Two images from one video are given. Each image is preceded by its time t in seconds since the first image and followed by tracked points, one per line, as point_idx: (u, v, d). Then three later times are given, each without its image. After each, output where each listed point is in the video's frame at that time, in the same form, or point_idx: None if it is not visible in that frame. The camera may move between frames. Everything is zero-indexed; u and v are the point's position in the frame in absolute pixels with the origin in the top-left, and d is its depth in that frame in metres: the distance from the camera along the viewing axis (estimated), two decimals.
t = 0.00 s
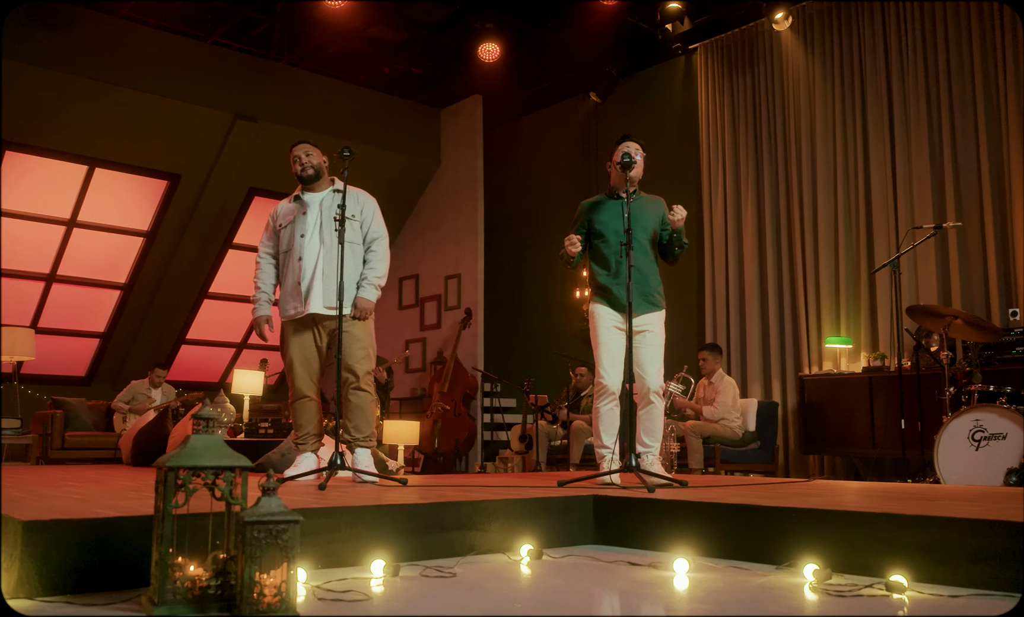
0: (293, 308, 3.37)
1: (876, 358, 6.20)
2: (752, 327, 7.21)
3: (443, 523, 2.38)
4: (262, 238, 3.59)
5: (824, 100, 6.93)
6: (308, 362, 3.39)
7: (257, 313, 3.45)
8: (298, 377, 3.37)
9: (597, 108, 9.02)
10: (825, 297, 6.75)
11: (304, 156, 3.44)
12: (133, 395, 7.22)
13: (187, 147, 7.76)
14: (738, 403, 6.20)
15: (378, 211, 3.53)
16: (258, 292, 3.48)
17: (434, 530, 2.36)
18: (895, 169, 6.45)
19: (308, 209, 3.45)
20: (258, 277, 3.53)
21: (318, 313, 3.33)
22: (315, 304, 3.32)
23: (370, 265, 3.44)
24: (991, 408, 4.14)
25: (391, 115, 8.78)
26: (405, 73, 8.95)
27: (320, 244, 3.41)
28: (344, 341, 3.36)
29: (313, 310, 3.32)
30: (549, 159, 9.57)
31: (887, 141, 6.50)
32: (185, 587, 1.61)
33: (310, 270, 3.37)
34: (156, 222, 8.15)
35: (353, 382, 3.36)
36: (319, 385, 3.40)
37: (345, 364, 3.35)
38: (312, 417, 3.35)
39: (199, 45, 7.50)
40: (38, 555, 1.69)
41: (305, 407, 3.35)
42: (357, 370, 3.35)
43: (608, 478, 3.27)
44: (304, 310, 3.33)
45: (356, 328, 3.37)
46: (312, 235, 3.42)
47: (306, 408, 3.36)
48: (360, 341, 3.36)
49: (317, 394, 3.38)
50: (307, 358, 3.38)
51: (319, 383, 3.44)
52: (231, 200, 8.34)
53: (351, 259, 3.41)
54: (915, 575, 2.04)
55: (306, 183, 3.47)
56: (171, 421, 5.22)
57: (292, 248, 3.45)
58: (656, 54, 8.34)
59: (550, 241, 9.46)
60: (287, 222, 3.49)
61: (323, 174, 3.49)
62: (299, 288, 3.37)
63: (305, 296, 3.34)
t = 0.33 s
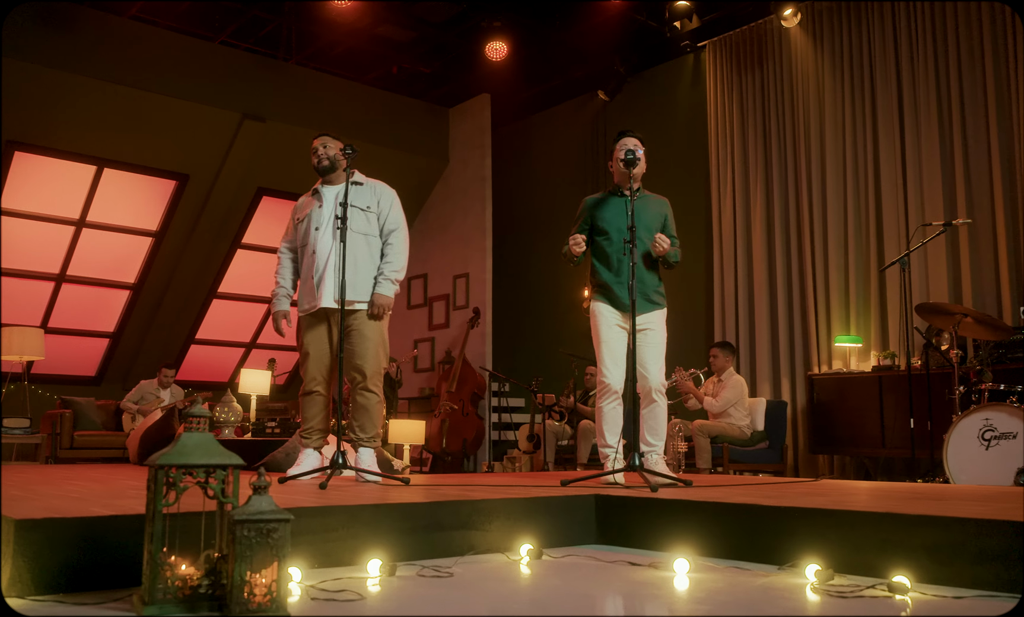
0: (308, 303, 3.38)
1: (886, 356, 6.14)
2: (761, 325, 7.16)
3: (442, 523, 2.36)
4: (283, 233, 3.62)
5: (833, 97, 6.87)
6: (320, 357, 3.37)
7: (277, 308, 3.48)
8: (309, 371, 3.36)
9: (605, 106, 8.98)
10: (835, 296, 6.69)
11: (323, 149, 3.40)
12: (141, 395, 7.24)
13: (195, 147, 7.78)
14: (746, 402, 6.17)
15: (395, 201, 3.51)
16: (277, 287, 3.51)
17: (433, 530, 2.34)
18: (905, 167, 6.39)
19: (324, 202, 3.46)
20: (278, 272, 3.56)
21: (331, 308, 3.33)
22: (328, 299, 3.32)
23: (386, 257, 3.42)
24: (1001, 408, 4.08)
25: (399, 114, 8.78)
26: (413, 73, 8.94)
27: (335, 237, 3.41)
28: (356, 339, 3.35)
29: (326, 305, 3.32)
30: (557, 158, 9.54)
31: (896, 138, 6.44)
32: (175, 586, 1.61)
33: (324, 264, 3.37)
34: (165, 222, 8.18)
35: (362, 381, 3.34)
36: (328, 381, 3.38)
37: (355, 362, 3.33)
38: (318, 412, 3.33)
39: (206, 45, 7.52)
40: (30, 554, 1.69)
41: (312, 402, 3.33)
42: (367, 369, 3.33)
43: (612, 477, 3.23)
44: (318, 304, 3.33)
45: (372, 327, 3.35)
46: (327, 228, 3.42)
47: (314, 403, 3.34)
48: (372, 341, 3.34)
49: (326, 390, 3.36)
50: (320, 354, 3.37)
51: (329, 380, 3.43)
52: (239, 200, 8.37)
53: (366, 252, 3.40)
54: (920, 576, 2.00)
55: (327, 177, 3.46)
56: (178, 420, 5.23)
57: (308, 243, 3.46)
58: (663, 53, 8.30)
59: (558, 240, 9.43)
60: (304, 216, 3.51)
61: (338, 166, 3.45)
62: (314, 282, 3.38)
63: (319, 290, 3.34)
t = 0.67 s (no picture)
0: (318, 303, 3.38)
1: (894, 355, 6.09)
2: (767, 325, 7.12)
3: (440, 522, 2.35)
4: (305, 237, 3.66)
5: (840, 96, 6.82)
6: (324, 358, 3.35)
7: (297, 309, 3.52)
8: (314, 372, 3.32)
9: (611, 105, 8.96)
10: (841, 294, 6.66)
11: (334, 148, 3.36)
12: (147, 394, 7.27)
13: (201, 146, 7.80)
14: (752, 401, 6.14)
15: (404, 196, 3.47)
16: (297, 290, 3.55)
17: (431, 528, 2.33)
18: (912, 165, 6.34)
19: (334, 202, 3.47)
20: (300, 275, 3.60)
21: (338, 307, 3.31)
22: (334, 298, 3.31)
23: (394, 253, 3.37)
24: (1008, 407, 4.05)
25: (405, 113, 8.77)
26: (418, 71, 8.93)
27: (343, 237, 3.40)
28: (362, 339, 3.34)
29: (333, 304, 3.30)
30: (563, 157, 9.52)
31: (903, 136, 6.40)
32: (167, 584, 1.60)
33: (331, 264, 3.36)
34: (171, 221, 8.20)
35: (367, 382, 3.31)
36: (333, 382, 3.36)
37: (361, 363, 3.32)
38: (324, 412, 3.31)
39: (211, 44, 7.52)
40: (23, 551, 1.68)
41: (317, 402, 3.31)
42: (372, 370, 3.30)
43: (614, 477, 3.21)
44: (326, 304, 3.33)
45: (391, 326, 3.38)
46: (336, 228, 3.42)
47: (322, 402, 3.31)
48: (377, 342, 3.33)
49: (331, 391, 3.34)
50: (325, 355, 3.34)
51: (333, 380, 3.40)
52: (245, 199, 8.38)
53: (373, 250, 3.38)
54: (921, 575, 1.98)
55: (337, 177, 3.45)
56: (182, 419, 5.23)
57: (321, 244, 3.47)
58: (669, 51, 8.27)
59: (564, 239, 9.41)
60: (318, 218, 3.53)
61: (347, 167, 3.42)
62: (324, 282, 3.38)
63: (327, 291, 3.33)
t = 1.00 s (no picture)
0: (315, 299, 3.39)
1: (894, 355, 6.07)
2: (768, 325, 7.11)
3: (436, 521, 2.34)
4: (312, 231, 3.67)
5: (841, 95, 6.81)
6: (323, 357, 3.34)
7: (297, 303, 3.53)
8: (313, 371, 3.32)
9: (611, 103, 8.95)
10: (842, 293, 6.64)
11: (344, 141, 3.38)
12: (147, 393, 7.28)
13: (201, 145, 7.80)
14: (751, 400, 6.13)
15: (406, 194, 3.44)
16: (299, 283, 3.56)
17: (427, 527, 2.32)
18: (912, 164, 6.33)
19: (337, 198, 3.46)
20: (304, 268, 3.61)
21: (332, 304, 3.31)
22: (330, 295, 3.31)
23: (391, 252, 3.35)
24: (1008, 406, 4.03)
25: (405, 112, 8.75)
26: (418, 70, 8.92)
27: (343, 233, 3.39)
28: (360, 339, 3.33)
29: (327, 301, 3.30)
30: (563, 156, 9.51)
31: (903, 135, 6.39)
32: (158, 583, 1.60)
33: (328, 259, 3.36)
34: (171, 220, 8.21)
35: (365, 381, 3.31)
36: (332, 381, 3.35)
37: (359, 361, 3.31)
38: (324, 411, 3.32)
39: (211, 43, 7.52)
40: (16, 550, 1.68)
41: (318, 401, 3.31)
42: (370, 369, 3.30)
43: (611, 475, 3.20)
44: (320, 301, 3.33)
45: (388, 327, 3.36)
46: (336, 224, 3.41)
47: (323, 400, 3.32)
48: (375, 341, 3.32)
49: (331, 390, 3.34)
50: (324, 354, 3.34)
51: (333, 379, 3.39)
52: (245, 198, 8.39)
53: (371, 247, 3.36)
54: (918, 575, 1.98)
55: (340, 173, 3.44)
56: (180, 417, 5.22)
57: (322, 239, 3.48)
58: (670, 50, 8.26)
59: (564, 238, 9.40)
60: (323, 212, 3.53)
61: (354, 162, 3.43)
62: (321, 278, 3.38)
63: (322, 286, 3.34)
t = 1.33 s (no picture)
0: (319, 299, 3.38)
1: (895, 354, 6.07)
2: (768, 323, 7.11)
3: (437, 520, 2.35)
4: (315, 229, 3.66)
5: (841, 94, 6.81)
6: (324, 356, 3.33)
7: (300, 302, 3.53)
8: (314, 370, 3.32)
9: (612, 103, 8.94)
10: (842, 293, 6.65)
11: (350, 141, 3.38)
12: (148, 392, 7.29)
13: (201, 145, 7.80)
14: (751, 399, 6.14)
15: (412, 197, 3.43)
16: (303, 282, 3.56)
17: (428, 526, 2.33)
18: (912, 163, 6.33)
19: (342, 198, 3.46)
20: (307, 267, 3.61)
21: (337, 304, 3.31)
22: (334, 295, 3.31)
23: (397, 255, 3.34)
24: (1009, 405, 4.03)
25: (405, 111, 8.75)
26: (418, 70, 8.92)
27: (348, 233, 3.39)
28: (361, 339, 3.34)
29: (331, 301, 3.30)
30: (564, 155, 9.50)
31: (904, 134, 6.38)
32: (160, 581, 1.60)
33: (333, 259, 3.35)
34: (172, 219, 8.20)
35: (366, 381, 3.31)
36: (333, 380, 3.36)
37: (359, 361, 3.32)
38: (325, 410, 3.32)
39: (211, 42, 7.52)
40: (17, 548, 1.68)
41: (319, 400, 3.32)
42: (371, 368, 3.31)
43: (612, 474, 3.20)
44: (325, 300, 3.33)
45: (392, 329, 3.38)
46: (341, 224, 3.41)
47: (324, 399, 3.33)
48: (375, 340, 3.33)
49: (331, 389, 3.34)
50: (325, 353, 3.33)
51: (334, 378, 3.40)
52: (245, 198, 8.39)
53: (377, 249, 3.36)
54: (918, 573, 1.98)
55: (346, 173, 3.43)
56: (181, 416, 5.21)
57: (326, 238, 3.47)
58: (671, 50, 8.26)
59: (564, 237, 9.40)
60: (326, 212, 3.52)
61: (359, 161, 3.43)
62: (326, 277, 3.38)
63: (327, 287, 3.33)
